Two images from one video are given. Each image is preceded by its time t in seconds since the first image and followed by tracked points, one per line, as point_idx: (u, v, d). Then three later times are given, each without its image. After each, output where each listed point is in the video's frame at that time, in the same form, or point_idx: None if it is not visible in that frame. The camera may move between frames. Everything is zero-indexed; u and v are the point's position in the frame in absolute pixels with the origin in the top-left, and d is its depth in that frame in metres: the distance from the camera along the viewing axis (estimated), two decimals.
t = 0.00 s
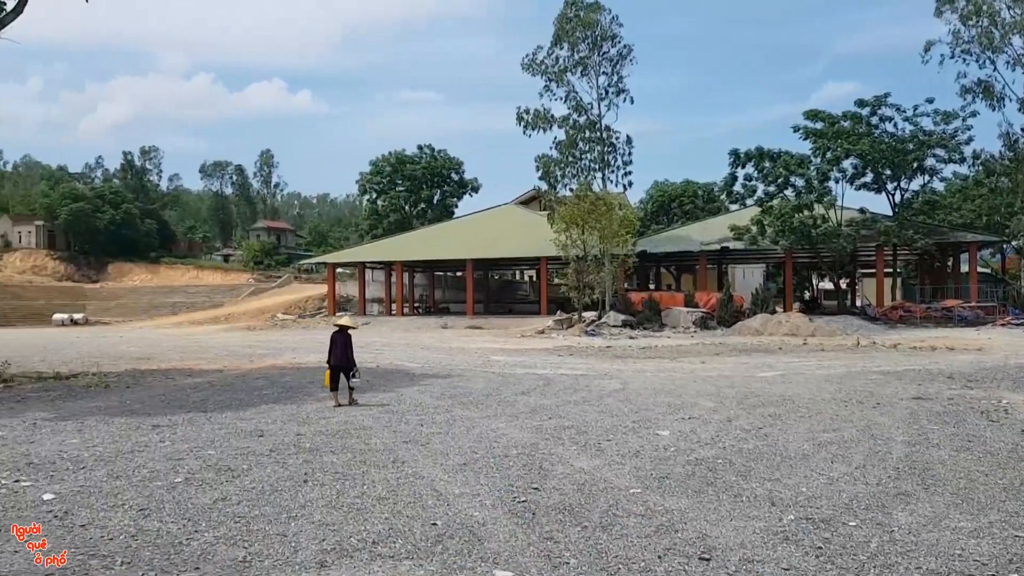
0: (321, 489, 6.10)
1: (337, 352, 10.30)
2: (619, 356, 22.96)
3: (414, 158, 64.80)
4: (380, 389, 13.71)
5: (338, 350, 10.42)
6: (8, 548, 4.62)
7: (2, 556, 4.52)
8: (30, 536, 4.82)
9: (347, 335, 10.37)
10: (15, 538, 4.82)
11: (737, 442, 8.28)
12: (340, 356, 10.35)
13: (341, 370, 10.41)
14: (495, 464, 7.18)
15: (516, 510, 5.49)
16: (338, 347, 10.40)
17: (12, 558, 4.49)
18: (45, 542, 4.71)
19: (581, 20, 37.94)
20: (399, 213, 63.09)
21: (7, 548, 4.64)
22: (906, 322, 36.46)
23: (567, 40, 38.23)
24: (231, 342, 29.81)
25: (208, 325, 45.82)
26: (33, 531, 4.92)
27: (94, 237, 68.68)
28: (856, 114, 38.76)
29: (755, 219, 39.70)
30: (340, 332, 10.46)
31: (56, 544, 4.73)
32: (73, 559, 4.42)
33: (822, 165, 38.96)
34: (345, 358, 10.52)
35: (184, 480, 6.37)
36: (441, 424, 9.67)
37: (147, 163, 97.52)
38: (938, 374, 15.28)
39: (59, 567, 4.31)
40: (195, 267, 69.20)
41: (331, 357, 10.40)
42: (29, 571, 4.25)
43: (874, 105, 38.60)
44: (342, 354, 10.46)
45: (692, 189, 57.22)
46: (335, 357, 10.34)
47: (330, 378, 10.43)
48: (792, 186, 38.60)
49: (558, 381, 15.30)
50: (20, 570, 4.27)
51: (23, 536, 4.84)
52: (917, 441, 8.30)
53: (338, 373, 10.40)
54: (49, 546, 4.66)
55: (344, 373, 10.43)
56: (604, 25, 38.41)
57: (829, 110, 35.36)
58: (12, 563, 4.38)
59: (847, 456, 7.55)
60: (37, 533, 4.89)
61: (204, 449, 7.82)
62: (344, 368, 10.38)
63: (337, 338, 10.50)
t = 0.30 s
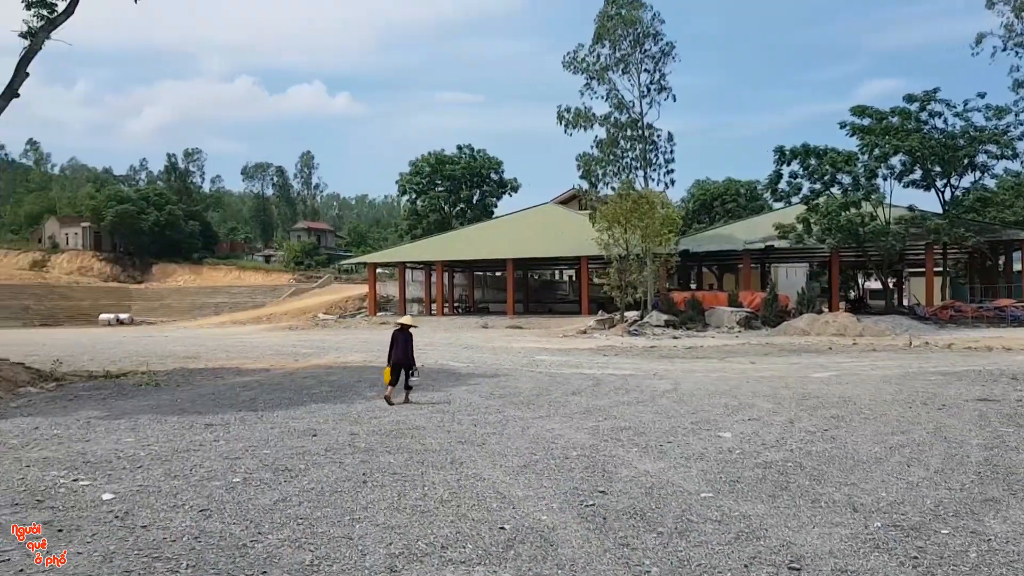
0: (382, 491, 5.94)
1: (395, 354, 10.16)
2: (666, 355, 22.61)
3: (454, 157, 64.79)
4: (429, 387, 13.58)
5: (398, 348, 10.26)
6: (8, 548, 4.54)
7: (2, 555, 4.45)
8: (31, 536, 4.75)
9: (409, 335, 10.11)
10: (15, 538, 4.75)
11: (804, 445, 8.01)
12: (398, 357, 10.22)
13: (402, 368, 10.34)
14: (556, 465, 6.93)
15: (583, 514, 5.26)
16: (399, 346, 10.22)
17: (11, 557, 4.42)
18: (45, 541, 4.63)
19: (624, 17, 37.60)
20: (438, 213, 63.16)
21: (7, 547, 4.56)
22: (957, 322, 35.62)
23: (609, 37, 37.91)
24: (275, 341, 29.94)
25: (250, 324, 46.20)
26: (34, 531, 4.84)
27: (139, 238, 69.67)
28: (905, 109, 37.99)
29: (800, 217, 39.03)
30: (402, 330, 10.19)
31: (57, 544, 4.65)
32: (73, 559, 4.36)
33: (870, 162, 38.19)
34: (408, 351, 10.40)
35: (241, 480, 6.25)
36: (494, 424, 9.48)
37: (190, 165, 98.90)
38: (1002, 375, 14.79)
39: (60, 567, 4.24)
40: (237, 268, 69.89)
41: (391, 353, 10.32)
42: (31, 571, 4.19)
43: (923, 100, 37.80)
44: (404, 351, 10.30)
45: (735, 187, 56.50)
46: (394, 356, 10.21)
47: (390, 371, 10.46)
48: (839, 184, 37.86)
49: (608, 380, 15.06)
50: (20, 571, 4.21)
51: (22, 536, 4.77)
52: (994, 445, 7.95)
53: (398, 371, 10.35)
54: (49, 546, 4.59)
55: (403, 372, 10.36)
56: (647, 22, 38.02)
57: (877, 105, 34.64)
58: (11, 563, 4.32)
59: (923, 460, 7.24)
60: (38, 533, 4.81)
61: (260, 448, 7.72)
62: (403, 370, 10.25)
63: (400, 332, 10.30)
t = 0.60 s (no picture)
0: (438, 498, 5.75)
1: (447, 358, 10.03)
2: (707, 356, 22.27)
3: (489, 157, 64.64)
4: (472, 389, 13.42)
5: (451, 349, 10.10)
6: (10, 547, 4.58)
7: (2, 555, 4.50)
8: (32, 535, 4.79)
9: (462, 339, 9.89)
10: (16, 537, 4.79)
11: (871, 451, 7.70)
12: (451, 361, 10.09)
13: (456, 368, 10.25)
14: (616, 473, 6.68)
15: (651, 525, 5.03)
16: (452, 348, 10.04)
17: (13, 556, 4.47)
18: (48, 541, 4.66)
19: (662, 13, 37.19)
20: (473, 213, 63.06)
21: (9, 548, 4.60)
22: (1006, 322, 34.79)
23: (647, 34, 37.52)
24: (313, 341, 29.97)
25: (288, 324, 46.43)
26: (36, 530, 4.88)
27: (178, 238, 70.42)
28: (950, 105, 37.20)
29: (843, 215, 38.35)
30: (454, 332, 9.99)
31: (60, 543, 4.69)
32: (75, 558, 4.38)
33: (914, 158, 37.43)
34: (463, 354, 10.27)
35: (294, 486, 6.10)
36: (544, 427, 9.26)
37: (227, 166, 99.86)
38: None
39: (62, 566, 4.28)
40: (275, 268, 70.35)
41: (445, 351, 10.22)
42: (31, 571, 4.23)
43: (970, 95, 36.99)
44: (458, 353, 10.24)
45: (774, 185, 55.71)
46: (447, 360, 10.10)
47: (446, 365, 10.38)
48: (883, 181, 37.13)
49: (653, 382, 14.78)
50: (20, 570, 4.25)
51: (24, 535, 4.81)
52: None
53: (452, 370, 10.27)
54: (53, 545, 4.62)
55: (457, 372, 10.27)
56: (685, 18, 37.58)
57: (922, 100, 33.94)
58: (12, 563, 4.36)
59: (999, 467, 6.91)
60: (41, 532, 4.85)
61: (309, 452, 7.57)
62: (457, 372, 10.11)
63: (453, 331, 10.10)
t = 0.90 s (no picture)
0: (476, 504, 5.54)
1: (481, 354, 9.86)
2: (732, 356, 21.99)
3: (507, 156, 64.45)
4: (498, 390, 13.20)
5: (486, 348, 9.92)
6: (11, 547, 4.57)
7: (5, 555, 4.48)
8: (38, 534, 4.79)
9: (497, 336, 9.71)
10: (20, 537, 4.79)
11: (918, 455, 7.43)
12: (486, 357, 9.88)
13: (493, 368, 10.04)
14: (657, 478, 6.42)
15: (703, 535, 4.78)
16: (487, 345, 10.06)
17: (15, 557, 4.44)
18: (51, 540, 4.66)
19: (682, 10, 36.84)
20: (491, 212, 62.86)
21: (13, 547, 4.59)
22: None
23: (667, 31, 37.17)
24: (333, 342, 29.87)
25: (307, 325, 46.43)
26: (41, 529, 4.89)
27: (197, 239, 70.67)
28: (975, 101, 36.68)
29: (866, 213, 37.87)
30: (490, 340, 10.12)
31: (63, 542, 4.67)
32: (81, 557, 4.36)
33: (939, 155, 36.91)
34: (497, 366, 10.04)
35: (325, 491, 5.90)
36: (574, 430, 9.02)
37: (246, 167, 100.20)
38: None
39: (67, 565, 4.26)
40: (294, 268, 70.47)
41: (479, 352, 10.07)
42: (31, 570, 4.20)
43: (995, 91, 36.45)
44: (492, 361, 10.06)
45: (795, 182, 55.16)
46: (482, 356, 9.91)
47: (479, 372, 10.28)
48: (907, 178, 36.62)
49: (681, 383, 14.52)
50: (21, 571, 4.23)
51: (29, 534, 4.81)
52: None
53: (488, 371, 10.06)
54: (56, 544, 4.62)
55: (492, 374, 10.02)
56: (705, 15, 37.24)
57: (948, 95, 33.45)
58: (16, 563, 4.34)
59: None
60: (45, 530, 4.86)
61: (339, 455, 7.36)
62: (494, 370, 9.88)
63: (488, 330, 9.98)
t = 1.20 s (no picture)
0: (512, 520, 5.31)
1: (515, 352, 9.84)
2: (752, 360, 21.71)
3: (522, 159, 64.30)
4: (519, 395, 12.97)
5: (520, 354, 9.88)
6: (9, 547, 4.71)
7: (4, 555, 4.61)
8: (32, 536, 4.92)
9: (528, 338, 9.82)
10: (16, 538, 4.92)
11: (966, 467, 7.13)
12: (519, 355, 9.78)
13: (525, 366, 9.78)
14: (699, 492, 6.15)
15: (757, 557, 4.49)
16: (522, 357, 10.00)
17: (14, 556, 4.58)
18: (45, 541, 4.79)
19: (700, 11, 36.55)
20: (506, 215, 62.65)
21: (9, 547, 4.73)
22: None
23: (684, 32, 36.86)
24: (349, 346, 29.75)
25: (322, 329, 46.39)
26: (35, 531, 5.01)
27: (212, 242, 70.79)
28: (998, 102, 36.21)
29: (887, 216, 37.42)
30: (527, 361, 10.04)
31: (57, 544, 4.80)
32: (72, 559, 4.47)
33: (961, 157, 36.44)
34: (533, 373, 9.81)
35: (353, 505, 5.68)
36: (602, 439, 8.77)
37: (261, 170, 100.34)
38: None
39: (60, 566, 4.36)
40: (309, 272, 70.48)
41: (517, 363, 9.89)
42: (29, 570, 4.32)
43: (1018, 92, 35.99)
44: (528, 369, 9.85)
45: (814, 184, 54.62)
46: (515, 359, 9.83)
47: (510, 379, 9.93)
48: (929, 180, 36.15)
49: (706, 389, 14.23)
50: (20, 570, 4.34)
51: (24, 536, 4.94)
52: None
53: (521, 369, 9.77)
54: (50, 546, 4.74)
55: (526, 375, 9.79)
56: (723, 16, 36.91)
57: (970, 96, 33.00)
58: (15, 563, 4.47)
59: None
60: (39, 533, 4.98)
61: (364, 466, 7.14)
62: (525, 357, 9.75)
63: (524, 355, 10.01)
